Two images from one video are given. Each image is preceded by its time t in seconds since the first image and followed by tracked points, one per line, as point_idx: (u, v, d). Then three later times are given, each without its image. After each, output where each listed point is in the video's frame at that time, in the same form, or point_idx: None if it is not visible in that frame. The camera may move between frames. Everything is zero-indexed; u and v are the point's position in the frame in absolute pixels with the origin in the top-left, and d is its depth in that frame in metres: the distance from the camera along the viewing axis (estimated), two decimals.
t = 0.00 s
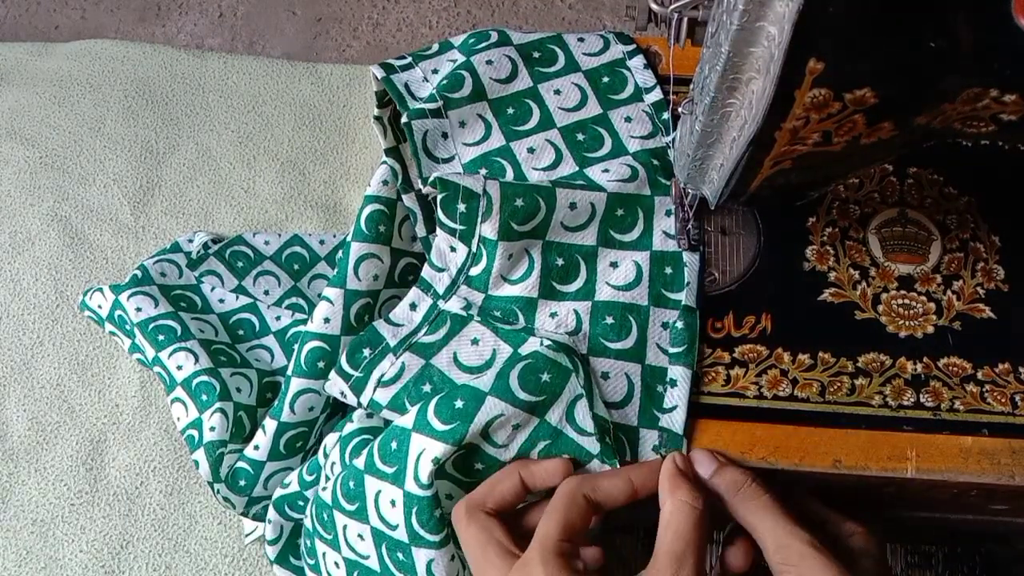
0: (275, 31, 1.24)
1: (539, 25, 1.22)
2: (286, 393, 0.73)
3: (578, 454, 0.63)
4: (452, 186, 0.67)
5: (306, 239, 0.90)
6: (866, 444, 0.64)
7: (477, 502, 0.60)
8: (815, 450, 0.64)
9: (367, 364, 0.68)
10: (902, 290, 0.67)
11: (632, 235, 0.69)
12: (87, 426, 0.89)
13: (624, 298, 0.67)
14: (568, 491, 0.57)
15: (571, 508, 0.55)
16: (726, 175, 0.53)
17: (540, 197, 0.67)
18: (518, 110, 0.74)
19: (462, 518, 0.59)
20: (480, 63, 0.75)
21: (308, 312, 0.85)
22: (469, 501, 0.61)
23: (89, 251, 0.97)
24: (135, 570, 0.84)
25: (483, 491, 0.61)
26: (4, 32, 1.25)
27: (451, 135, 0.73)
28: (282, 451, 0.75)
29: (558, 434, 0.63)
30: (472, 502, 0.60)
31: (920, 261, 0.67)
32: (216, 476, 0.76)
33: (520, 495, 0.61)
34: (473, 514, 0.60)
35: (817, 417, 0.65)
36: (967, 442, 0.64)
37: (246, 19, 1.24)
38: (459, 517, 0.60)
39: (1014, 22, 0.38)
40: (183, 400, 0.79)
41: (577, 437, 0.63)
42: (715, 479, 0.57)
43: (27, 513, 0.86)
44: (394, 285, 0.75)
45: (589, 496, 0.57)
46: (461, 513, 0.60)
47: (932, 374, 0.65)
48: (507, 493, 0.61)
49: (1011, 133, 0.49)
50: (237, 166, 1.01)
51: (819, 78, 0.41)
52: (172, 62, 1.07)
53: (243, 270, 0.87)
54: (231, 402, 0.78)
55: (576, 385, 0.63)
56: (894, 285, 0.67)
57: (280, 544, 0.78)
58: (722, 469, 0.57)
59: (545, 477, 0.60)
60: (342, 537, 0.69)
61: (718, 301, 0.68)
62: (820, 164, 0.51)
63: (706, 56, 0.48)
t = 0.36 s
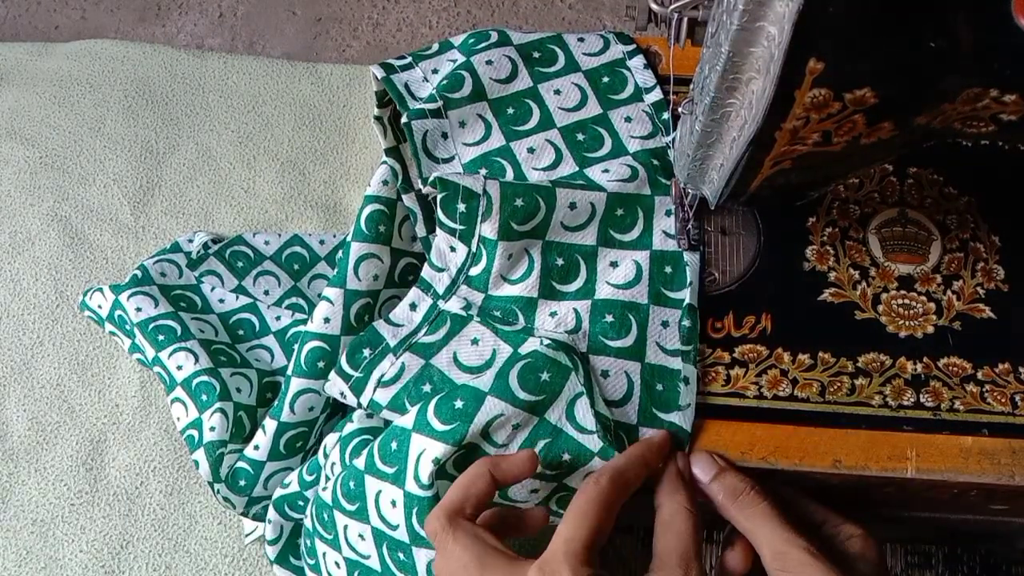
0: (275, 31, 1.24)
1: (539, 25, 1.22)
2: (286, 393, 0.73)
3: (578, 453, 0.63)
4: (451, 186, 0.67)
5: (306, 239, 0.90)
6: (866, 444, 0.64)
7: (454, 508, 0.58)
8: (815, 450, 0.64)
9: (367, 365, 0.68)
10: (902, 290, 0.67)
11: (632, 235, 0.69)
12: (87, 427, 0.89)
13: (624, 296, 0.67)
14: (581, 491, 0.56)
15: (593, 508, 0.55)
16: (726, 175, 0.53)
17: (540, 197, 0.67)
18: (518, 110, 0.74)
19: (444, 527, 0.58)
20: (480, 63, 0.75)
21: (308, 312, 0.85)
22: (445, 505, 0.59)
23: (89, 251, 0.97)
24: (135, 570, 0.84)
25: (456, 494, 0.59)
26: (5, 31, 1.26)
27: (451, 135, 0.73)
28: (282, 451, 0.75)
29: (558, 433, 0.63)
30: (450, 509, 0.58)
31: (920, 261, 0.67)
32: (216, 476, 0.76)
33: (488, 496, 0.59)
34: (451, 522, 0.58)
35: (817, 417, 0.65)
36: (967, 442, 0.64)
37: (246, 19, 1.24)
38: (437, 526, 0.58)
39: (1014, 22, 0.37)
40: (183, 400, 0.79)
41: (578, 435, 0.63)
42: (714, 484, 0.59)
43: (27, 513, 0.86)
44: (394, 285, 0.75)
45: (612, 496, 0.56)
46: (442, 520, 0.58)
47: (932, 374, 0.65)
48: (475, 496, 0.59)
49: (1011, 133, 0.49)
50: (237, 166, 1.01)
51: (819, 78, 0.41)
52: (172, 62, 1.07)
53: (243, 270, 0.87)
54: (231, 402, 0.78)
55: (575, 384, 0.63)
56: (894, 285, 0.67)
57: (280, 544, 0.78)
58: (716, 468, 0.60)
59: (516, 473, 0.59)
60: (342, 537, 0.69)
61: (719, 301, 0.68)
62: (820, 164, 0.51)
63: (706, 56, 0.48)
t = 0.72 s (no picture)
0: (275, 31, 1.24)
1: (539, 25, 1.22)
2: (286, 393, 0.73)
3: (581, 454, 0.63)
4: (451, 187, 0.68)
5: (306, 239, 0.90)
6: (866, 444, 0.64)
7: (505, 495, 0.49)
8: (815, 450, 0.64)
9: (368, 364, 0.68)
10: (902, 290, 0.67)
11: (632, 235, 0.69)
12: (87, 427, 0.89)
13: (624, 300, 0.67)
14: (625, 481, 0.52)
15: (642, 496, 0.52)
16: (726, 175, 0.53)
17: (540, 197, 0.67)
18: (518, 110, 0.74)
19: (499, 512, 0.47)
20: (480, 63, 0.75)
21: (308, 312, 0.85)
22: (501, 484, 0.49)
23: (89, 251, 0.97)
24: (135, 570, 0.84)
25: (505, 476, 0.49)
26: (5, 32, 1.26)
27: (451, 135, 0.73)
28: (282, 451, 0.75)
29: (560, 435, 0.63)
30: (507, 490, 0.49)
31: (920, 261, 0.67)
32: (216, 477, 0.76)
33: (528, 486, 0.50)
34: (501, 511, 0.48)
35: (817, 417, 0.64)
36: (967, 442, 0.63)
37: (246, 19, 1.24)
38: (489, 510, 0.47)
39: (1014, 22, 0.37)
40: (183, 400, 0.79)
41: (580, 439, 0.63)
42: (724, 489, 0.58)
43: (27, 513, 0.86)
44: (394, 285, 0.75)
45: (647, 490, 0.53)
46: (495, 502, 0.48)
47: (932, 374, 0.65)
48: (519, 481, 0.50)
49: (1010, 133, 0.49)
50: (237, 166, 1.01)
51: (819, 79, 0.41)
52: (172, 62, 1.07)
53: (243, 270, 0.87)
54: (231, 402, 0.78)
55: (576, 386, 0.63)
56: (894, 285, 0.67)
57: (280, 544, 0.78)
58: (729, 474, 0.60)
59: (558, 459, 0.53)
60: (342, 537, 0.69)
61: (719, 301, 0.68)
62: (820, 164, 0.51)
63: (706, 56, 0.48)
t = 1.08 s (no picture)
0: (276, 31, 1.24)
1: (539, 25, 1.22)
2: (286, 393, 0.73)
3: (582, 455, 0.63)
4: (452, 188, 0.68)
5: (306, 239, 0.90)
6: (866, 444, 0.64)
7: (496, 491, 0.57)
8: (815, 450, 0.64)
9: (370, 365, 0.69)
10: (902, 290, 0.67)
11: (632, 236, 0.69)
12: (87, 426, 0.89)
13: (625, 300, 0.67)
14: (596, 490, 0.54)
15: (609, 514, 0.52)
16: (726, 175, 0.53)
17: (540, 197, 0.67)
18: (518, 110, 0.74)
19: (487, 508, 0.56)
20: (480, 63, 0.75)
21: (308, 312, 0.85)
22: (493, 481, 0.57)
23: (89, 251, 0.97)
24: (135, 570, 0.84)
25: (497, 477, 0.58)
26: (5, 32, 1.26)
27: (451, 135, 0.73)
28: (282, 451, 0.75)
29: (561, 436, 0.63)
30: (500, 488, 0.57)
31: (920, 261, 0.67)
32: (216, 477, 0.76)
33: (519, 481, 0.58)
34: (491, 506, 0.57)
35: (817, 417, 0.64)
36: (967, 442, 0.63)
37: (246, 19, 1.24)
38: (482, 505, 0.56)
39: (1013, 22, 0.37)
40: (182, 400, 0.79)
41: (580, 437, 0.63)
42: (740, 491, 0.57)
43: (27, 513, 0.86)
44: (394, 285, 0.75)
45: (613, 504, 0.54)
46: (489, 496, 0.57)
47: (932, 374, 0.65)
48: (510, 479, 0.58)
49: (1010, 133, 0.49)
50: (237, 166, 1.01)
51: (819, 79, 0.41)
52: (172, 62, 1.07)
53: (243, 270, 0.87)
54: (231, 402, 0.78)
55: (576, 388, 0.63)
56: (894, 285, 0.67)
57: (280, 545, 0.78)
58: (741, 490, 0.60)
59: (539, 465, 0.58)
60: (342, 537, 0.69)
61: (718, 301, 0.68)
62: (820, 164, 0.51)
63: (706, 56, 0.48)
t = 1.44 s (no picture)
0: (276, 31, 1.24)
1: (539, 25, 1.22)
2: (286, 393, 0.73)
3: (581, 455, 0.63)
4: (451, 187, 0.68)
5: (306, 239, 0.90)
6: (866, 444, 0.64)
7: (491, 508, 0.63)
8: (815, 449, 0.64)
9: (370, 366, 0.69)
10: (902, 290, 0.67)
11: (632, 236, 0.69)
12: (87, 426, 0.89)
13: (625, 300, 0.67)
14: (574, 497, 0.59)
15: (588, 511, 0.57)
16: (725, 175, 0.53)
17: (540, 197, 0.67)
18: (518, 110, 0.74)
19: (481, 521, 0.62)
20: (480, 63, 0.75)
21: (308, 312, 0.85)
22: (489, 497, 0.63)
23: (89, 251, 0.97)
24: (135, 570, 0.84)
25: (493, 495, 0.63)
26: (5, 32, 1.26)
27: (451, 135, 0.73)
28: (282, 451, 0.75)
29: (561, 438, 0.63)
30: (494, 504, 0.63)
31: (920, 261, 0.67)
32: (216, 477, 0.76)
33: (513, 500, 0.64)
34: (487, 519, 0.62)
35: (817, 417, 0.64)
36: (967, 442, 0.63)
37: (246, 19, 1.24)
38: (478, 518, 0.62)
39: (1014, 22, 0.37)
40: (182, 400, 0.79)
41: (578, 440, 0.63)
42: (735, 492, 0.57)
43: (27, 513, 0.86)
44: (394, 285, 0.75)
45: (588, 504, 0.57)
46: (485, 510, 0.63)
47: (932, 374, 0.65)
48: (502, 497, 0.63)
49: (1010, 133, 0.49)
50: (237, 166, 1.01)
51: (819, 79, 0.41)
52: (172, 62, 1.07)
53: (243, 270, 0.87)
54: (231, 402, 0.78)
55: (575, 388, 0.63)
56: (894, 285, 0.67)
57: (280, 544, 0.78)
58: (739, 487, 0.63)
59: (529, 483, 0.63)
60: (342, 537, 0.69)
61: (718, 301, 0.68)
62: (820, 164, 0.51)
63: (706, 56, 0.48)
